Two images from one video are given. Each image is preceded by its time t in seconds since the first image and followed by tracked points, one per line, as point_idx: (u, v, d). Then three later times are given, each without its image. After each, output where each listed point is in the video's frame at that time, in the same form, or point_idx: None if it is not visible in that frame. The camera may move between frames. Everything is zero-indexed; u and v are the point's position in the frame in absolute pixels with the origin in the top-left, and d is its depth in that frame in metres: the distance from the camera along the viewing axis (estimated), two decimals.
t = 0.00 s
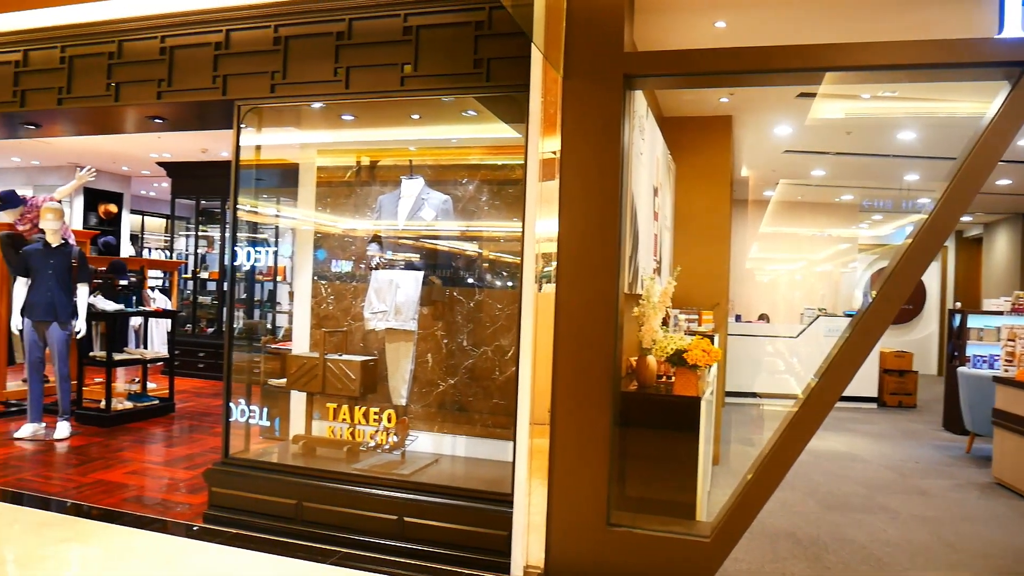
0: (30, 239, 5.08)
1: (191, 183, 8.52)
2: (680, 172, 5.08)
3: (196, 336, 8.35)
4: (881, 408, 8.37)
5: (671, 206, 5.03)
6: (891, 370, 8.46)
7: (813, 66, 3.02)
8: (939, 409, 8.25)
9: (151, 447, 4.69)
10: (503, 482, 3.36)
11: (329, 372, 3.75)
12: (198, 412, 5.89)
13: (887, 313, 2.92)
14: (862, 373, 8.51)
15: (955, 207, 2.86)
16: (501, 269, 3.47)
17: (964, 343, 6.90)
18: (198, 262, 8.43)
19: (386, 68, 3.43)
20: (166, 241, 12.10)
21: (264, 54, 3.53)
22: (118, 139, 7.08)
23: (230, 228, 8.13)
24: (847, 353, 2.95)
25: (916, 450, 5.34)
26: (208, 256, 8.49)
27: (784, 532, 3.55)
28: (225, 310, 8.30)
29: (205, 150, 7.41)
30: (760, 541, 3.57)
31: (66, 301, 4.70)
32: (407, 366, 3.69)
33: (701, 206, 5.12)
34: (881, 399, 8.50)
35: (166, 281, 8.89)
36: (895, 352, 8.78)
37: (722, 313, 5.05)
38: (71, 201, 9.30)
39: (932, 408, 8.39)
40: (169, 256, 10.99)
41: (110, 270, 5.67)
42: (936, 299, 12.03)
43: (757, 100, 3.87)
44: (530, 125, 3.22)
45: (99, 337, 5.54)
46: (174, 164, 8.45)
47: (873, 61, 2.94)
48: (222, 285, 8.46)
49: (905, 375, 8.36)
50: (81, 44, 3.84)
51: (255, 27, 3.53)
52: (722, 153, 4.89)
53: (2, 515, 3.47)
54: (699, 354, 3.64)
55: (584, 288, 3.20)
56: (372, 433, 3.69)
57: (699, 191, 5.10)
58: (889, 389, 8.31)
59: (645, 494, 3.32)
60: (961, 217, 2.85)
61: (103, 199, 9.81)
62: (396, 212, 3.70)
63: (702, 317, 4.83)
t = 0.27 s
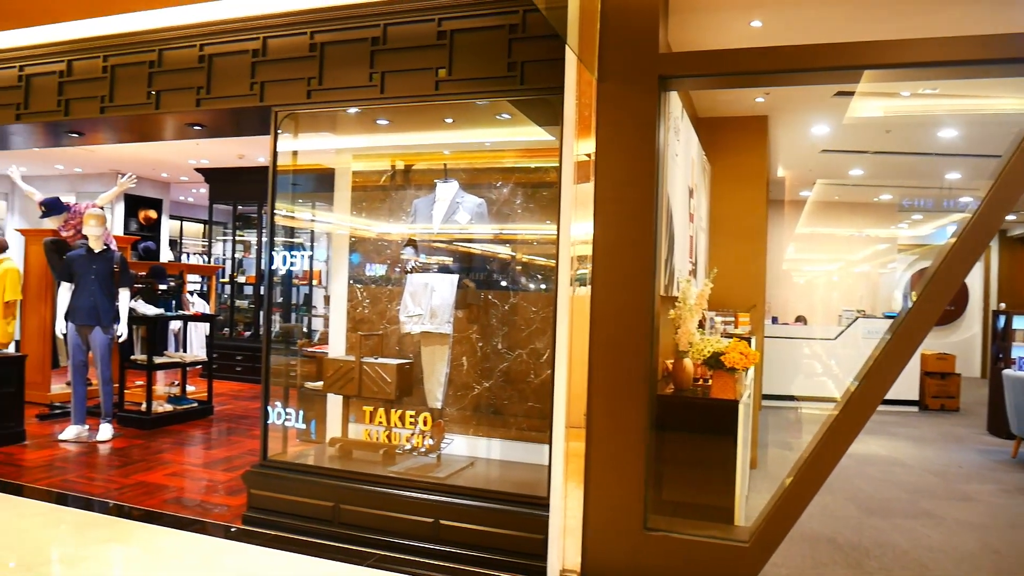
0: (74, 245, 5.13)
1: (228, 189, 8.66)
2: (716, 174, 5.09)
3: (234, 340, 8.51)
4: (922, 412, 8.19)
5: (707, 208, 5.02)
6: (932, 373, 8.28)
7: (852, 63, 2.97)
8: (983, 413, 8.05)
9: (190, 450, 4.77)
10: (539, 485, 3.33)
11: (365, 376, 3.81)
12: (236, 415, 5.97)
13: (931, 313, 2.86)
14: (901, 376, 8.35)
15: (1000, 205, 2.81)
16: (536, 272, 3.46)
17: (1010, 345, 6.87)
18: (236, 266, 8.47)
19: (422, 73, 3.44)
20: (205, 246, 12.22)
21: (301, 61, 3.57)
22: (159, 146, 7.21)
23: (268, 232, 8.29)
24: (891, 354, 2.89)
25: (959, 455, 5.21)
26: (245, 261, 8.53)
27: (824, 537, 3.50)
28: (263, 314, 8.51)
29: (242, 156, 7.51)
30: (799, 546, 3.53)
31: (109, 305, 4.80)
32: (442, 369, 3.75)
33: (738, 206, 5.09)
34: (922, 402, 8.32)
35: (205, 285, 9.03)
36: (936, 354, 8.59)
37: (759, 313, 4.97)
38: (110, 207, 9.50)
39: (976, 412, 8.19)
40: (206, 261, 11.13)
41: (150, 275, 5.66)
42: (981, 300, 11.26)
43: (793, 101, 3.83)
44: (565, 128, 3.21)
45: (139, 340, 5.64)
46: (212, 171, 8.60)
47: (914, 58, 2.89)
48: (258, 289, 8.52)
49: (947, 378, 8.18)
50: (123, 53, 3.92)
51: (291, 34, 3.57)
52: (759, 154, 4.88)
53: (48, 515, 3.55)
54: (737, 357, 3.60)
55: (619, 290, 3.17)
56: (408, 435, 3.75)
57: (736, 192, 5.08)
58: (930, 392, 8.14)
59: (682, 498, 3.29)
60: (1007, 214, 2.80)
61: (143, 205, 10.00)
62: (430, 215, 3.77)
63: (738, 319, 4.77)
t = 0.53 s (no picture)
0: (112, 249, 5.20)
1: (264, 193, 8.78)
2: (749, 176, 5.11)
3: (267, 342, 8.62)
4: (960, 415, 8.03)
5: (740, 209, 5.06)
6: (971, 376, 8.12)
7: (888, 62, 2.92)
8: None
9: (226, 451, 4.84)
10: (571, 487, 3.32)
11: (398, 378, 3.80)
12: (270, 417, 6.04)
13: (972, 314, 2.82)
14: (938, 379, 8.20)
15: None
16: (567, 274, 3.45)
17: None
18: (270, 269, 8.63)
19: (454, 76, 3.46)
20: (239, 251, 12.41)
21: (334, 66, 3.61)
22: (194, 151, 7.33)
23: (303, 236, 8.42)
24: (931, 355, 2.84)
25: (1000, 459, 5.10)
26: (278, 264, 8.68)
27: (860, 542, 3.46)
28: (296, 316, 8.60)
29: (275, 160, 7.60)
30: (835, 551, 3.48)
31: (145, 309, 4.86)
32: (475, 372, 3.72)
33: (771, 209, 5.12)
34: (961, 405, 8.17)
35: (238, 289, 9.13)
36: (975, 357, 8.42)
37: (794, 316, 4.95)
38: (150, 211, 9.69)
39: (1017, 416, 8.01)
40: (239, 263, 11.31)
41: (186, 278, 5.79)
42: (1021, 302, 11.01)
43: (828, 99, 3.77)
44: (597, 131, 3.22)
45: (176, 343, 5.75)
46: (247, 176, 8.71)
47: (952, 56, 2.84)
48: (292, 292, 8.68)
49: (986, 381, 8.01)
50: (159, 61, 3.99)
51: (325, 40, 3.63)
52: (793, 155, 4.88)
53: (88, 515, 3.62)
54: (772, 360, 3.51)
55: (651, 292, 3.15)
56: (441, 438, 3.71)
57: (768, 193, 5.09)
58: (969, 396, 7.98)
59: (714, 501, 3.26)
60: None
61: (179, 210, 10.20)
62: (462, 219, 3.71)
63: (772, 322, 4.88)
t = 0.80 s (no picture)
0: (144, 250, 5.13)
1: (292, 195, 8.86)
2: (776, 176, 5.02)
3: (296, 342, 8.74)
4: (994, 419, 7.88)
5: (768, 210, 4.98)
6: (1006, 380, 7.97)
7: (923, 58, 2.85)
8: None
9: (255, 450, 4.90)
10: (599, 489, 3.31)
11: (425, 378, 3.78)
12: (298, 417, 6.10)
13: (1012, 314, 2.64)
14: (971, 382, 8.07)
15: None
16: (593, 276, 3.45)
17: None
18: (298, 271, 8.72)
19: (482, 78, 3.50)
20: (267, 252, 12.50)
21: (363, 68, 3.68)
22: (224, 154, 7.45)
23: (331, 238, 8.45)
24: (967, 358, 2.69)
25: None
26: (305, 265, 8.78)
27: (893, 547, 3.41)
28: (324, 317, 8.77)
29: (304, 162, 7.69)
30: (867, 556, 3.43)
31: (176, 310, 4.95)
32: (502, 373, 3.65)
33: (801, 210, 5.01)
34: (995, 409, 8.03)
35: (265, 290, 8.99)
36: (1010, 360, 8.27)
37: (823, 317, 4.87)
38: (181, 215, 9.81)
39: None
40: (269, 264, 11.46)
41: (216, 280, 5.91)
42: None
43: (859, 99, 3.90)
44: (626, 131, 3.19)
45: (206, 343, 5.84)
46: (276, 178, 8.79)
47: (989, 52, 2.78)
48: (319, 293, 8.76)
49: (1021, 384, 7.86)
50: (191, 65, 4.06)
51: (354, 42, 3.69)
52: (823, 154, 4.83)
53: (121, 513, 3.67)
54: (802, 362, 3.50)
55: (681, 294, 3.13)
56: (468, 438, 3.68)
57: (796, 193, 5.00)
58: (1004, 399, 7.84)
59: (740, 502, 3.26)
60: None
61: (210, 212, 10.34)
62: (490, 220, 3.67)
63: (801, 323, 4.66)
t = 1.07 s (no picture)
0: (171, 253, 5.47)
1: (318, 199, 8.98)
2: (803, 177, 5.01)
3: (320, 346, 8.78)
4: None
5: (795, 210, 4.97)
6: None
7: (953, 56, 2.80)
8: None
9: (280, 453, 4.95)
10: (623, 493, 3.31)
11: (450, 381, 3.79)
12: (322, 419, 6.14)
13: None
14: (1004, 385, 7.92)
15: None
16: (617, 279, 3.45)
17: None
18: (322, 274, 8.85)
19: (506, 80, 3.52)
20: (292, 256, 12.53)
21: (388, 73, 3.74)
22: (251, 159, 7.56)
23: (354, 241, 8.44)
24: (1001, 360, 2.68)
25: None
26: (331, 269, 8.78)
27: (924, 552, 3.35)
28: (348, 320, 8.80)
29: (328, 167, 7.76)
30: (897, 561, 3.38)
31: (204, 313, 4.98)
32: (528, 376, 3.63)
33: (831, 209, 4.96)
34: None
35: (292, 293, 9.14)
36: None
37: (851, 320, 4.79)
38: (207, 219, 9.96)
39: None
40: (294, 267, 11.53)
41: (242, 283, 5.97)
42: None
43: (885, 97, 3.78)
44: (651, 133, 3.16)
45: (233, 346, 5.89)
46: (301, 183, 8.96)
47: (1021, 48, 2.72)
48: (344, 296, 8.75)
49: None
50: (218, 71, 4.15)
51: (379, 47, 3.75)
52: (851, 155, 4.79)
53: (150, 513, 3.71)
54: (831, 364, 3.49)
55: (707, 296, 3.09)
56: (494, 441, 3.66)
57: (824, 194, 4.97)
58: None
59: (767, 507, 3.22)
60: None
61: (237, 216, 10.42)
62: (515, 223, 3.65)
63: (829, 324, 4.66)
